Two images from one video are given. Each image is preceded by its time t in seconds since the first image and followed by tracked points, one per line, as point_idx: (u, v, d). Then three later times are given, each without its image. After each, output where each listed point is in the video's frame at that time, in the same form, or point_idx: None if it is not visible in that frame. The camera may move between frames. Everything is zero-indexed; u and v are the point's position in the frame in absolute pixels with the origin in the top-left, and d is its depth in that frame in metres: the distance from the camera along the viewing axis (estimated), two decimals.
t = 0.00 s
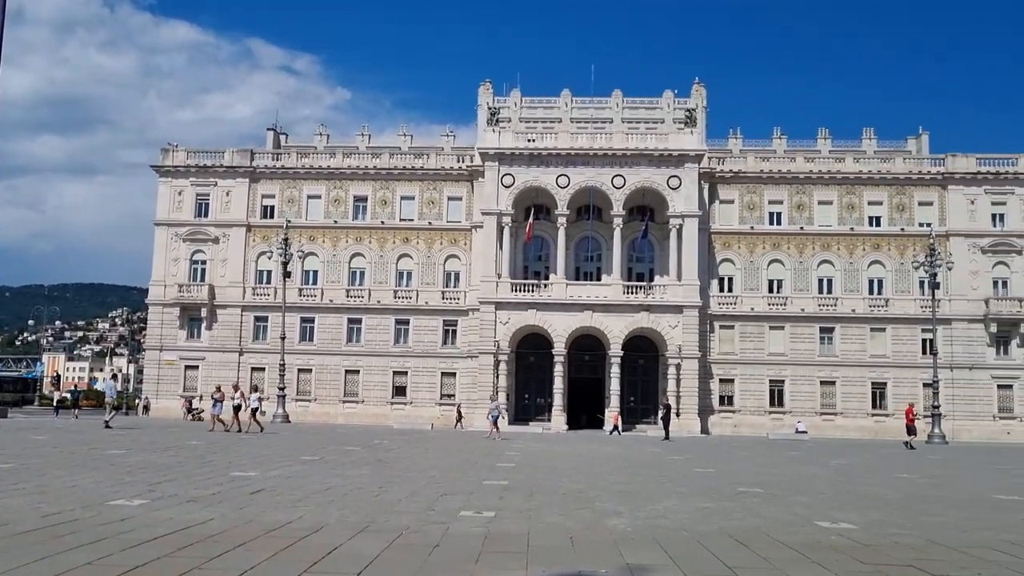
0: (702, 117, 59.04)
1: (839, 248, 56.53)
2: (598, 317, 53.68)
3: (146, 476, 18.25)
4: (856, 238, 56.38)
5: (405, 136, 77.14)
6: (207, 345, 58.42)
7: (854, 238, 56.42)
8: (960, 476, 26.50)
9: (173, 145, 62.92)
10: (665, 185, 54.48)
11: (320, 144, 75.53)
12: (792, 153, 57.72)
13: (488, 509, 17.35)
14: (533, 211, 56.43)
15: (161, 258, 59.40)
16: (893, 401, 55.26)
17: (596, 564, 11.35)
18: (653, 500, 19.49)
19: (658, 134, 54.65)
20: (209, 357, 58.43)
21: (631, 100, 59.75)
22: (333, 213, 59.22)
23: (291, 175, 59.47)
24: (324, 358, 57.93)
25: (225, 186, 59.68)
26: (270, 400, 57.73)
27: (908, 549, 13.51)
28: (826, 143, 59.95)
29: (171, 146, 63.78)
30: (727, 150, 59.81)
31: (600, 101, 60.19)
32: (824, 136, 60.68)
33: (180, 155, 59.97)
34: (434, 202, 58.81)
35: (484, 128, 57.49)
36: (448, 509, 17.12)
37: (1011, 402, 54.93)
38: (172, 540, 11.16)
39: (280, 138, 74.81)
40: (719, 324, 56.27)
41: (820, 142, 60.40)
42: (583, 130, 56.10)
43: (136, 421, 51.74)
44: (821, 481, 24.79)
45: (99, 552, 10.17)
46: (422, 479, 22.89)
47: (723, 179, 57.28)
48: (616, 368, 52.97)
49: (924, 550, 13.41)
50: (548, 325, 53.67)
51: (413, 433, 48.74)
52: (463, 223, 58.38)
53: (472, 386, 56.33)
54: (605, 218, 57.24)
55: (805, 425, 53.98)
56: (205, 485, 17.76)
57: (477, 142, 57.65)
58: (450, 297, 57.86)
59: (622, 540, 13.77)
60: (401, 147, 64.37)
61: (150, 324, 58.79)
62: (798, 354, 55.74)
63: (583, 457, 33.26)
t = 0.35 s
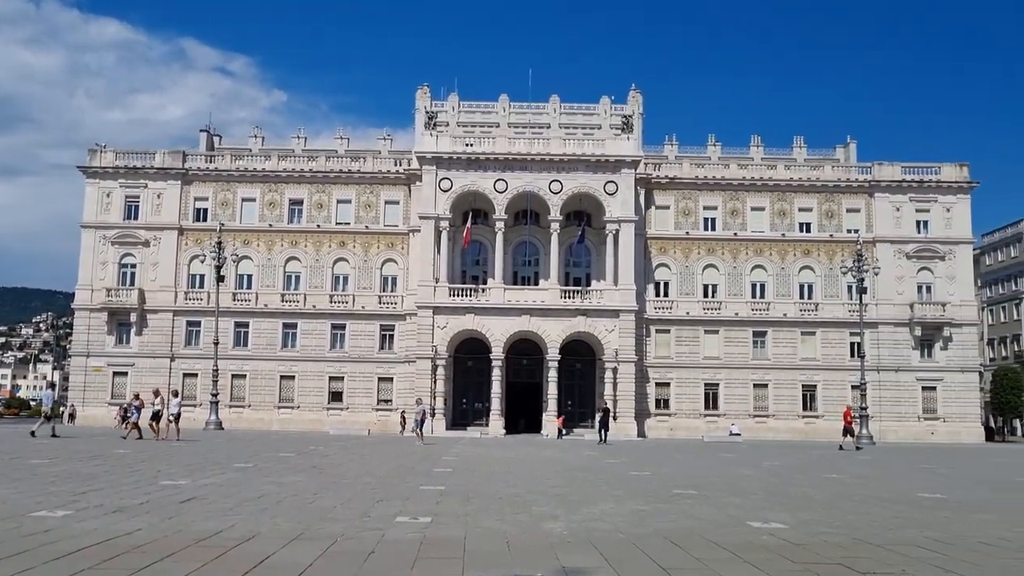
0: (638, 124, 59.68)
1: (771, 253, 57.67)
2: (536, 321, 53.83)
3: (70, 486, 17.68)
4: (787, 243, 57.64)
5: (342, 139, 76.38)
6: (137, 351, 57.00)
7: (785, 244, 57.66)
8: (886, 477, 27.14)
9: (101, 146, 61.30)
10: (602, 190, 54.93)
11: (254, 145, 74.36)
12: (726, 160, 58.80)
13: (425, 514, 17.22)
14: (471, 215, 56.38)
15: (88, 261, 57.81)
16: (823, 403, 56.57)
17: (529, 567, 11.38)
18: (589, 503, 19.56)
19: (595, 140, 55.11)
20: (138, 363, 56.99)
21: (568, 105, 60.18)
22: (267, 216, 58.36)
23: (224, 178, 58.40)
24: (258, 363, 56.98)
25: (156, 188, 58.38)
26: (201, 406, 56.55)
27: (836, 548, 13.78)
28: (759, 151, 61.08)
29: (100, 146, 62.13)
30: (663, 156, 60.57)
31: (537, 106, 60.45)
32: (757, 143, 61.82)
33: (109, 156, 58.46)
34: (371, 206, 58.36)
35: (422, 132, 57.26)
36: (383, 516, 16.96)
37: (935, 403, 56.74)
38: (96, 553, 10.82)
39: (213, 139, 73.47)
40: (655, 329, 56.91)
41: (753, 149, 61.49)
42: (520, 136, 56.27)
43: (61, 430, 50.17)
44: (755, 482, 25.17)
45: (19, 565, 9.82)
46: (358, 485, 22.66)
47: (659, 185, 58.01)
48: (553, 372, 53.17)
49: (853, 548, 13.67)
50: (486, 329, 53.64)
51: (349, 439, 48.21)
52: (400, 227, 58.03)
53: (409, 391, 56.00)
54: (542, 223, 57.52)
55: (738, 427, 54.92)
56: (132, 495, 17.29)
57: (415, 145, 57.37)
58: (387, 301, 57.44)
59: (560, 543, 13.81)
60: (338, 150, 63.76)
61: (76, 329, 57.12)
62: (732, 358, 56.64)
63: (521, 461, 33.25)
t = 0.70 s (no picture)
0: (598, 126, 59.94)
1: (729, 256, 58.28)
2: (497, 324, 53.80)
3: (20, 493, 17.27)
4: (745, 246, 58.31)
5: (302, 141, 75.71)
6: (91, 354, 55.98)
7: (743, 247, 58.31)
8: (841, 477, 27.43)
9: (53, 146, 60.11)
10: (562, 193, 55.07)
11: (211, 146, 73.48)
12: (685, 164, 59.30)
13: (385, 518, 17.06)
14: (431, 217, 56.17)
15: (39, 263, 56.64)
16: (780, 404, 57.30)
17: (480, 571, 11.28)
18: (548, 505, 19.55)
19: (555, 142, 55.21)
20: (92, 367, 55.97)
21: (528, 108, 60.39)
22: (225, 217, 57.66)
23: (181, 178, 57.57)
24: (215, 367, 56.24)
25: (111, 189, 57.41)
26: (158, 410, 55.68)
27: (793, 547, 13.89)
28: (717, 155, 61.76)
29: (52, 146, 60.95)
30: (623, 159, 61.00)
31: (498, 108, 60.54)
32: (715, 147, 62.48)
33: (61, 156, 57.37)
34: (330, 208, 57.91)
35: (383, 133, 57.04)
36: (338, 521, 16.76)
37: (888, 402, 57.80)
38: (45, 561, 10.58)
39: (169, 139, 72.46)
40: (616, 331, 57.09)
41: (711, 153, 62.18)
42: (481, 138, 56.24)
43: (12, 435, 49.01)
44: (713, 482, 25.35)
45: None
46: (316, 490, 22.41)
47: (619, 188, 58.30)
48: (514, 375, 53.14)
49: (810, 548, 13.74)
50: (446, 332, 53.43)
51: (308, 443, 47.75)
52: (360, 229, 57.68)
53: (369, 394, 55.69)
54: (503, 226, 57.50)
55: (697, 428, 55.38)
56: (85, 501, 16.94)
57: (375, 146, 57.11)
58: (347, 304, 57.08)
59: (520, 546, 13.73)
60: (297, 152, 63.22)
61: (27, 332, 55.91)
62: (692, 359, 57.11)
63: (480, 462, 33.14)
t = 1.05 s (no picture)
0: (557, 129, 58.51)
1: (686, 258, 55.16)
2: (454, 326, 50.65)
3: None
4: (701, 249, 55.16)
5: (258, 142, 74.76)
6: (39, 357, 53.31)
7: (699, 250, 55.18)
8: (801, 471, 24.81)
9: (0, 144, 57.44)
10: (520, 196, 51.91)
11: (166, 147, 70.75)
12: (642, 167, 55.95)
13: (315, 507, 14.67)
14: (388, 220, 53.04)
15: None
16: (736, 406, 54.28)
17: (459, 563, 8.90)
18: (495, 496, 16.79)
19: (513, 144, 52.12)
20: (40, 370, 53.26)
21: (486, 110, 58.81)
22: (179, 218, 54.94)
23: (133, 177, 54.93)
24: (169, 369, 53.44)
25: (60, 188, 54.71)
26: (109, 415, 53.03)
27: (778, 523, 11.05)
28: (673, 159, 59.07)
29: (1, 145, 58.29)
30: (579, 162, 58.06)
31: (455, 111, 59.05)
32: (673, 152, 59.85)
33: (8, 154, 54.75)
34: (286, 209, 55.37)
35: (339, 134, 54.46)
36: (290, 509, 14.68)
37: (840, 404, 54.74)
38: None
39: (123, 140, 69.79)
40: (573, 333, 53.90)
41: (669, 157, 59.48)
42: (439, 139, 53.14)
43: None
44: (682, 475, 22.64)
45: None
46: (272, 484, 20.26)
47: (577, 192, 54.85)
48: (472, 377, 49.98)
49: (782, 523, 11.02)
50: (403, 334, 50.27)
51: (262, 447, 45.04)
52: (317, 230, 55.27)
53: (325, 397, 52.99)
54: (461, 228, 54.57)
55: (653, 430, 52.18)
56: (26, 508, 15.06)
57: (332, 147, 54.66)
58: (303, 306, 54.61)
59: (466, 532, 11.14)
60: (253, 152, 60.87)
61: None
62: (648, 362, 54.05)
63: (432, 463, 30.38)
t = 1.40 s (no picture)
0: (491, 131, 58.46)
1: (619, 261, 55.67)
2: (387, 327, 50.23)
3: None
4: (634, 252, 55.72)
5: (186, 137, 73.30)
6: None
7: (632, 253, 55.74)
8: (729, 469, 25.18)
9: None
10: (454, 197, 51.72)
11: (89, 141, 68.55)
12: (576, 169, 56.32)
13: (243, 511, 14.37)
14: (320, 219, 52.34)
15: None
16: (667, 407, 54.95)
17: (392, 564, 8.83)
18: (427, 499, 16.68)
19: (447, 145, 51.91)
20: None
21: (421, 110, 58.44)
22: (102, 215, 53.35)
23: (54, 172, 53.06)
24: (91, 370, 51.81)
25: None
26: (27, 417, 51.10)
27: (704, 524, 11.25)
28: (608, 161, 59.45)
29: None
30: (514, 164, 58.12)
31: (390, 110, 58.63)
32: (606, 155, 60.28)
33: None
34: (215, 207, 54.20)
35: (270, 131, 53.53)
36: (216, 513, 14.31)
37: (768, 404, 55.88)
38: None
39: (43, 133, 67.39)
40: (507, 334, 53.98)
41: (602, 160, 59.88)
42: (373, 139, 52.65)
43: None
44: (611, 477, 22.85)
45: None
46: (198, 487, 19.76)
47: (511, 193, 54.89)
48: (405, 378, 49.63)
49: (708, 522, 11.15)
50: (335, 335, 49.66)
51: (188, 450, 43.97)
52: (247, 229, 54.22)
53: (254, 399, 52.02)
54: (395, 228, 54.14)
55: (585, 431, 52.54)
56: None
57: (263, 144, 53.70)
58: (232, 305, 53.53)
59: (395, 533, 11.05)
60: (180, 149, 59.40)
61: None
62: (581, 363, 54.40)
63: (363, 465, 30.03)
